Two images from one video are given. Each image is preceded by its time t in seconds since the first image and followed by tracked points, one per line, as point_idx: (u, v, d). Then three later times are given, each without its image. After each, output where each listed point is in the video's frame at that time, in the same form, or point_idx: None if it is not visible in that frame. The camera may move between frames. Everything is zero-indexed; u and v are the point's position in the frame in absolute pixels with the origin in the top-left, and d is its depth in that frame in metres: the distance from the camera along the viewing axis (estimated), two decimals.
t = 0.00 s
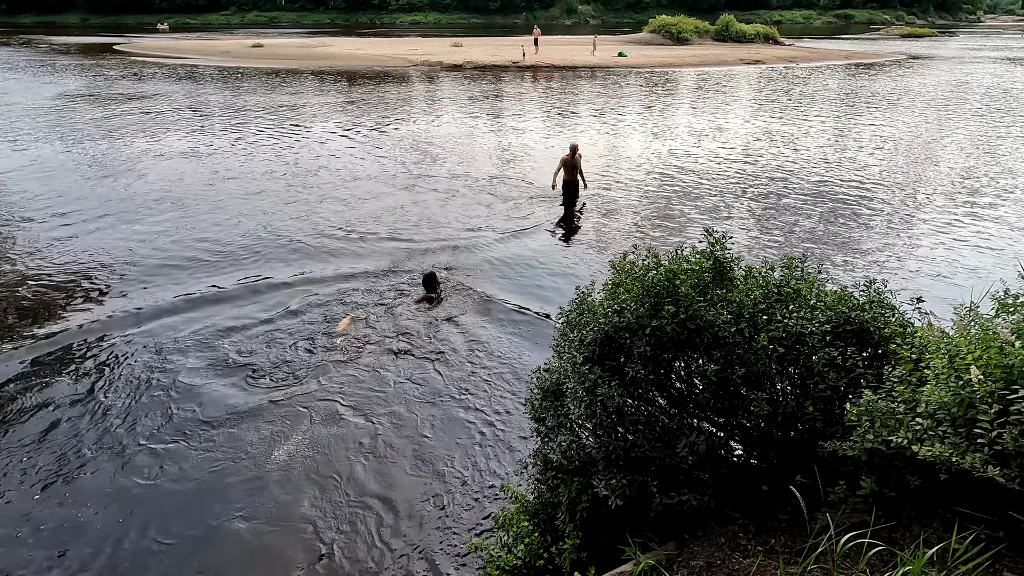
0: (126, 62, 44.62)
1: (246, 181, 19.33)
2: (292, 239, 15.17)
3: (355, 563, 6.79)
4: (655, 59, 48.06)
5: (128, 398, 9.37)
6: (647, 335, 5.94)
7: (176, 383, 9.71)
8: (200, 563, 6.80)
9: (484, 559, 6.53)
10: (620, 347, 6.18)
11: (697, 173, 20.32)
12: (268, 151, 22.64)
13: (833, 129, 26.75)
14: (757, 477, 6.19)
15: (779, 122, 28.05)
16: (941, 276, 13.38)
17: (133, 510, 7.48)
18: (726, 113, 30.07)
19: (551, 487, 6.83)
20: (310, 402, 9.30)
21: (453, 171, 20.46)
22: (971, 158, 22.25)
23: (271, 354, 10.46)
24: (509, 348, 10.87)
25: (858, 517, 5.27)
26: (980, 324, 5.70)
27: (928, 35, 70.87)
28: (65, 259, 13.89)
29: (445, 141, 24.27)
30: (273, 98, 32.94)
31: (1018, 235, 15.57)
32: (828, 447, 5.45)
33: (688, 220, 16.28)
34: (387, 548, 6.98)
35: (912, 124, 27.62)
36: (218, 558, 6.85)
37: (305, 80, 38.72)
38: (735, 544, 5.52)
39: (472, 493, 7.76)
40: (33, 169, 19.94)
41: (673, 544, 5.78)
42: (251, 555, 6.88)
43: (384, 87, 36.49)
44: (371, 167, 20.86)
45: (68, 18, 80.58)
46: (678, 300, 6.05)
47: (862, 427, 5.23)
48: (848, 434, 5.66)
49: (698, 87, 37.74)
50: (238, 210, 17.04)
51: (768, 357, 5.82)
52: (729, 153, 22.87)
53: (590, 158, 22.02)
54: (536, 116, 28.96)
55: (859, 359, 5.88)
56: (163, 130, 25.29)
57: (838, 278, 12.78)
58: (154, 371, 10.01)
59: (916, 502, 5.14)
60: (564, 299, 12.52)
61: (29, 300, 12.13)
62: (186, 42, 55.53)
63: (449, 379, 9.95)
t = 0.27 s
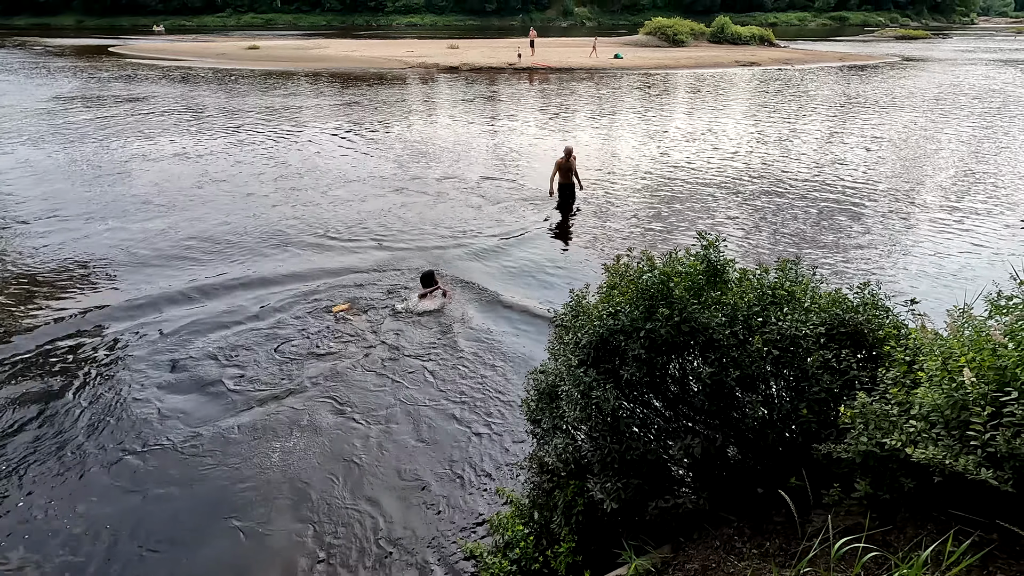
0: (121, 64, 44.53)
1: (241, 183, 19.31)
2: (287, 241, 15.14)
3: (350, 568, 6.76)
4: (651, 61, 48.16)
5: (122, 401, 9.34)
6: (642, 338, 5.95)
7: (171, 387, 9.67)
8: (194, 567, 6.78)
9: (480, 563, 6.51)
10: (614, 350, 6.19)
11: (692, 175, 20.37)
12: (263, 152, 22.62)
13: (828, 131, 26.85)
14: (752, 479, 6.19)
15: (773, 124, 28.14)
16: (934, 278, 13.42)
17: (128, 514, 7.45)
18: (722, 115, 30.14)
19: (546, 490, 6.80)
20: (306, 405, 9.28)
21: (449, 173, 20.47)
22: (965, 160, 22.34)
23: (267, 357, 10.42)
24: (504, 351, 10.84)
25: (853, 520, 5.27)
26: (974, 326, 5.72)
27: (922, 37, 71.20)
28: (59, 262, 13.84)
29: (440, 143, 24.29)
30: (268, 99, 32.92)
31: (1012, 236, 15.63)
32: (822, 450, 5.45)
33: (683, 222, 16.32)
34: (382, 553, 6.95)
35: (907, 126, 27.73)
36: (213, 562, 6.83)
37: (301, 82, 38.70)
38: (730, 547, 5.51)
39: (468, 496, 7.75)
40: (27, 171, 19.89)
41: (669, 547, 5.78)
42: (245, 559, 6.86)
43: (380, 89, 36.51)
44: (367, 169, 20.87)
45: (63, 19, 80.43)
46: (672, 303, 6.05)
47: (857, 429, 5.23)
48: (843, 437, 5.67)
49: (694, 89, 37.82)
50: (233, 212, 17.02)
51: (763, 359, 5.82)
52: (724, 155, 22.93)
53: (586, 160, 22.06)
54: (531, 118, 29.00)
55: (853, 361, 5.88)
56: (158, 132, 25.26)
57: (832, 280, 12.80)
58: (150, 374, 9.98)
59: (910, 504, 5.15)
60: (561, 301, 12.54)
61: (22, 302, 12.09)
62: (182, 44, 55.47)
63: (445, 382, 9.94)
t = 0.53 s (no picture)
0: (116, 66, 44.43)
1: (236, 185, 19.29)
2: (282, 243, 15.12)
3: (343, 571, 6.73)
4: (646, 63, 48.31)
5: (116, 405, 9.31)
6: (635, 340, 5.97)
7: (165, 389, 9.64)
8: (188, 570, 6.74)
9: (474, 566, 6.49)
10: (608, 352, 6.20)
11: (687, 177, 20.44)
12: (258, 155, 22.60)
13: (821, 133, 27.00)
14: (747, 481, 6.19)
15: (768, 126, 28.26)
16: (927, 278, 13.50)
17: (122, 517, 7.42)
18: (717, 117, 30.25)
19: (541, 493, 6.79)
20: (301, 408, 9.26)
21: (444, 175, 20.49)
22: (957, 162, 22.48)
23: (262, 359, 10.41)
24: (500, 353, 10.85)
25: (847, 521, 5.27)
26: (966, 328, 5.74)
27: (915, 40, 71.59)
28: (53, 264, 13.80)
29: (436, 145, 24.32)
30: (263, 101, 32.89)
31: (1004, 237, 15.73)
32: (816, 451, 5.46)
33: (678, 224, 16.38)
34: (376, 556, 6.93)
35: (899, 128, 27.90)
36: (206, 565, 6.80)
37: (297, 84, 38.69)
38: (725, 548, 5.50)
39: (463, 498, 7.73)
40: (21, 174, 19.82)
41: (664, 549, 5.78)
42: (239, 562, 6.83)
43: (375, 91, 36.54)
44: (362, 170, 20.88)
45: (58, 21, 80.23)
46: (666, 305, 6.07)
47: (850, 431, 5.25)
48: (837, 438, 5.68)
49: (688, 91, 37.96)
50: (228, 214, 16.99)
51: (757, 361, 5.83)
52: (719, 157, 23.02)
53: (581, 162, 22.12)
54: (527, 120, 29.06)
55: (847, 363, 5.90)
56: (153, 134, 25.21)
57: (826, 282, 12.86)
58: (144, 377, 9.95)
59: (904, 505, 5.15)
60: (556, 302, 12.56)
61: (15, 304, 12.04)
62: (177, 46, 55.38)
63: (441, 384, 9.94)
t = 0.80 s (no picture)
0: (112, 68, 44.33)
1: (232, 187, 19.26)
2: (278, 246, 15.09)
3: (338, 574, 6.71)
4: (643, 65, 48.39)
5: (111, 408, 9.27)
6: (631, 343, 5.99)
7: (160, 393, 9.62)
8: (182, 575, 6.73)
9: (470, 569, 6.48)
10: (604, 355, 6.21)
11: (683, 180, 20.46)
12: (254, 157, 22.56)
13: (817, 136, 27.07)
14: (743, 483, 6.21)
15: (764, 129, 28.33)
16: (922, 280, 13.52)
17: (116, 522, 7.40)
18: (713, 120, 30.30)
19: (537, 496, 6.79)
20: (297, 411, 9.24)
21: (441, 177, 20.48)
22: (952, 164, 22.54)
23: (258, 362, 10.39)
24: (496, 356, 10.85)
25: (842, 523, 5.28)
26: (959, 329, 5.76)
27: (909, 42, 71.84)
28: (48, 267, 13.75)
29: (433, 147, 24.31)
30: (260, 104, 32.85)
31: (998, 239, 15.78)
32: (811, 453, 5.47)
33: (674, 226, 16.40)
34: (370, 559, 6.91)
35: (895, 130, 27.99)
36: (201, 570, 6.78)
37: (293, 86, 38.65)
38: (720, 551, 5.49)
39: (459, 501, 7.72)
40: (15, 176, 19.75)
41: (660, 552, 5.79)
42: (233, 567, 6.81)
43: (372, 93, 36.51)
44: (359, 173, 20.86)
45: (53, 23, 80.06)
46: (661, 308, 6.07)
47: (844, 433, 5.26)
48: (832, 440, 5.68)
49: (685, 93, 38.03)
50: (224, 216, 16.96)
51: (752, 364, 5.84)
52: (715, 159, 23.07)
53: (578, 165, 22.14)
54: (524, 122, 29.09)
55: (841, 365, 5.92)
56: (149, 136, 25.16)
57: (821, 284, 12.87)
58: (137, 381, 9.90)
59: (898, 507, 5.15)
60: (550, 306, 12.53)
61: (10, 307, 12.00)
62: (173, 48, 55.29)
63: (437, 387, 9.94)
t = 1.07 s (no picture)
0: (102, 72, 44.10)
1: (224, 191, 19.19)
2: (271, 250, 15.05)
3: None
4: (635, 69, 48.56)
5: (102, 414, 9.20)
6: (623, 346, 6.00)
7: (152, 398, 9.56)
8: None
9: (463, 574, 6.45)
10: (596, 359, 6.22)
11: (675, 183, 20.53)
12: (247, 161, 22.50)
13: (808, 139, 27.22)
14: (736, 486, 6.21)
15: (756, 132, 28.46)
16: (912, 283, 13.59)
17: (108, 528, 7.34)
18: (704, 123, 30.44)
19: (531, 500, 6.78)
20: (290, 415, 9.21)
21: (434, 181, 20.47)
22: (942, 166, 22.70)
23: (251, 366, 10.35)
24: (490, 360, 10.83)
25: (833, 525, 5.29)
26: (948, 331, 5.80)
27: (899, 45, 72.38)
28: (38, 272, 13.65)
29: (426, 151, 24.31)
30: (252, 107, 32.76)
31: (986, 241, 15.92)
32: (803, 455, 5.48)
33: (667, 229, 16.45)
34: (363, 564, 6.88)
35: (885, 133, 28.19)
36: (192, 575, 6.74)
37: (286, 90, 38.56)
38: (714, 554, 5.49)
39: (453, 505, 7.71)
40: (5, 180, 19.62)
41: (653, 555, 5.79)
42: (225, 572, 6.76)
43: (365, 97, 36.48)
44: (352, 176, 20.83)
45: (43, 27, 79.65)
46: (653, 311, 6.09)
47: (836, 435, 5.28)
48: (824, 442, 5.70)
49: (677, 97, 38.20)
50: (216, 220, 16.90)
51: (744, 366, 5.85)
52: (707, 162, 23.16)
53: (571, 168, 22.18)
54: (517, 126, 29.12)
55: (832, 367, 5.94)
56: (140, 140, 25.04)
57: (812, 287, 12.93)
58: (129, 386, 9.84)
59: (890, 509, 5.17)
60: (544, 309, 12.56)
61: None
62: (165, 52, 55.07)
63: (430, 390, 9.93)
